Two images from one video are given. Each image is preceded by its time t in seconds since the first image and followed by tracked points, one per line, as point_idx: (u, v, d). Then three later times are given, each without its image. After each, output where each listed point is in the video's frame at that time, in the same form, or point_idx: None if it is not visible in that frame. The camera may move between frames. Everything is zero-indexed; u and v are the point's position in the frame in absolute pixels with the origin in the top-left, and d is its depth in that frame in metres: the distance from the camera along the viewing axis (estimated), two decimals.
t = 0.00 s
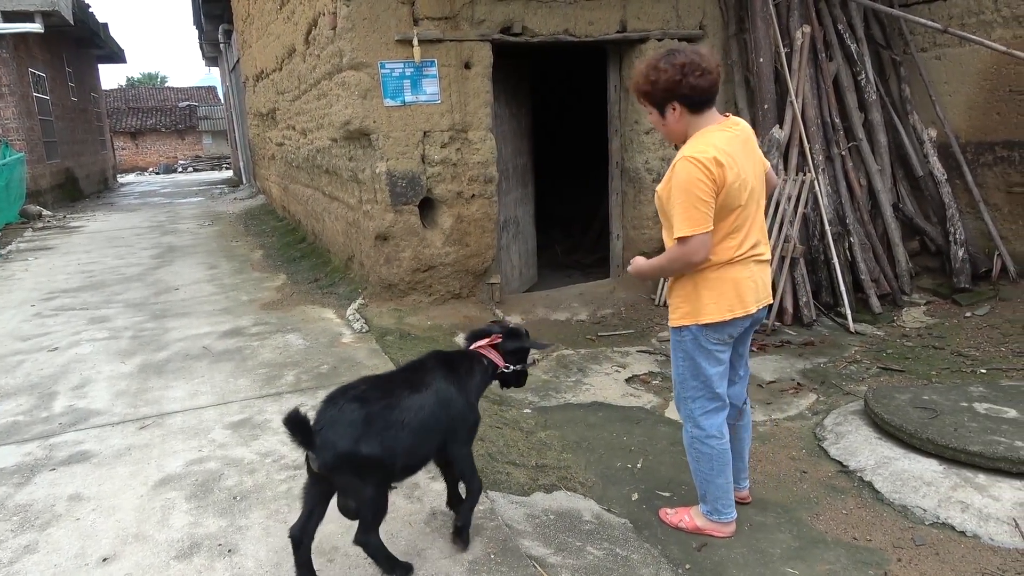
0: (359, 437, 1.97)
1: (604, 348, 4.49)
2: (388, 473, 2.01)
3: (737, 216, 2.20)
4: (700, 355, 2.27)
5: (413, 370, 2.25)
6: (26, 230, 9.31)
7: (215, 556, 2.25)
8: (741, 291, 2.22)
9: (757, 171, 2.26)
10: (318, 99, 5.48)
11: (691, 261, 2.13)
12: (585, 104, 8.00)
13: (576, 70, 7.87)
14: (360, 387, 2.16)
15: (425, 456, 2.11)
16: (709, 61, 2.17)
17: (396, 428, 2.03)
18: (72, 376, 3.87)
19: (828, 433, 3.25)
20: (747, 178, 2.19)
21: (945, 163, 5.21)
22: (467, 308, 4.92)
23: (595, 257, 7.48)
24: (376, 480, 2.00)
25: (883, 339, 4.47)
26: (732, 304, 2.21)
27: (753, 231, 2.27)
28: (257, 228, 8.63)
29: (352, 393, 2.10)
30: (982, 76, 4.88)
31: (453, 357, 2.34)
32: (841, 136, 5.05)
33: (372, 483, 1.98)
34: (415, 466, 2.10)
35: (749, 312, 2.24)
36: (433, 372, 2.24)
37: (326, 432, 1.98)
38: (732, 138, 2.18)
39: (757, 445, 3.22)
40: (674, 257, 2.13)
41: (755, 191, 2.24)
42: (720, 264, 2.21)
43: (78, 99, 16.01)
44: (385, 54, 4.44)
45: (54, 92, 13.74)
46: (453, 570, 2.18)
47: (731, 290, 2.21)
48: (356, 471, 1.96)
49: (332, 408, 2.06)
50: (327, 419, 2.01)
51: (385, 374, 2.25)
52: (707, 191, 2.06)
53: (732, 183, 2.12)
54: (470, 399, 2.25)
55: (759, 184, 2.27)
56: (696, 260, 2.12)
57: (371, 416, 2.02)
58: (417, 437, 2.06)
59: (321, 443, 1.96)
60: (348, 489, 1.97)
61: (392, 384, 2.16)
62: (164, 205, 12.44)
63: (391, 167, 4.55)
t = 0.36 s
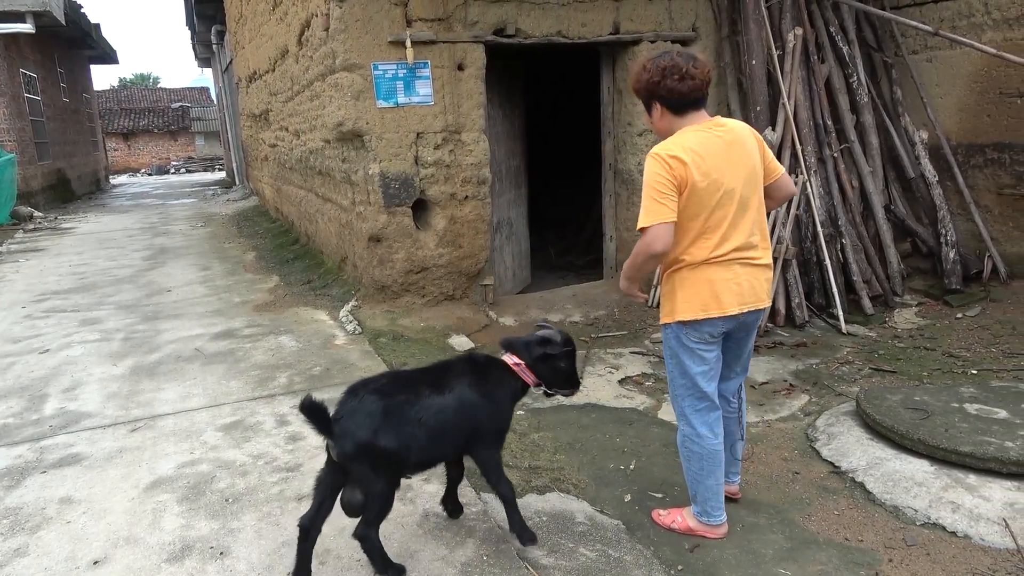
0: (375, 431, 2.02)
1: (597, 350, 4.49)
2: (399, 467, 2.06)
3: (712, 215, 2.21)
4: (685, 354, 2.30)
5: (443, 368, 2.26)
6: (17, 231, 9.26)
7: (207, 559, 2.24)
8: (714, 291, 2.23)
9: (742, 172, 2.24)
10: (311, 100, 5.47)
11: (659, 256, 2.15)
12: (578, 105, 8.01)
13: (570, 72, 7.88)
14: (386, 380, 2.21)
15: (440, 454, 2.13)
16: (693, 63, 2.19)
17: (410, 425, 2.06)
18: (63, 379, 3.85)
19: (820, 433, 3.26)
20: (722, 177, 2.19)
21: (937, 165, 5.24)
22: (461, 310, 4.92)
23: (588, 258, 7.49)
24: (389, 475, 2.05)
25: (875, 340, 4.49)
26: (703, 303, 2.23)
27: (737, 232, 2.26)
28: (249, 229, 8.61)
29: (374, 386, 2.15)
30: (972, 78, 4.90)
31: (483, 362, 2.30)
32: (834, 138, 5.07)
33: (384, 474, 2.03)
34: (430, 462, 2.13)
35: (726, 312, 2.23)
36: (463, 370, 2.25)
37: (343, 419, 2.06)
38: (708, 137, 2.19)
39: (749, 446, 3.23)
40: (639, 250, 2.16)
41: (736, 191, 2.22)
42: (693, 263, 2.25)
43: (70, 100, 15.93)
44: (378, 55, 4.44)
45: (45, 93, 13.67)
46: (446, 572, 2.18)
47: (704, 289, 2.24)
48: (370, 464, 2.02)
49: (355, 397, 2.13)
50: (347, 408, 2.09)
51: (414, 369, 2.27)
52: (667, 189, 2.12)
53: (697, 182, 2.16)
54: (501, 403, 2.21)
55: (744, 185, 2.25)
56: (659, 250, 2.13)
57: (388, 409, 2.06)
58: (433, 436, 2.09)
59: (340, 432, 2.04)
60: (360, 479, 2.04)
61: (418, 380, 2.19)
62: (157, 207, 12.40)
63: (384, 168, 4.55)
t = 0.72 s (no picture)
0: (422, 418, 2.07)
1: (591, 350, 4.50)
2: (443, 460, 2.10)
3: (700, 213, 2.24)
4: (674, 343, 2.31)
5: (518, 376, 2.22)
6: (9, 233, 9.22)
7: (199, 561, 2.23)
8: (699, 285, 2.25)
9: (735, 175, 2.25)
10: (304, 101, 5.46)
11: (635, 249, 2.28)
12: (573, 107, 8.03)
13: (564, 73, 7.90)
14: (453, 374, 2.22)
15: (493, 461, 2.13)
16: (706, 65, 2.21)
17: (464, 423, 2.08)
18: (55, 381, 3.83)
19: (813, 433, 3.27)
20: (712, 178, 2.22)
21: (929, 166, 5.26)
22: (454, 311, 4.92)
23: (582, 259, 7.50)
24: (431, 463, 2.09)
25: (868, 340, 4.51)
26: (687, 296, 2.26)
27: (727, 232, 2.27)
28: (243, 231, 8.59)
29: (439, 375, 2.18)
30: (963, 80, 4.93)
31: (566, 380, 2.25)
32: (826, 139, 5.09)
33: (426, 461, 2.08)
34: (482, 466, 2.13)
35: (712, 306, 2.25)
36: (534, 384, 2.20)
37: (397, 397, 2.14)
38: (703, 139, 2.22)
39: (742, 446, 3.23)
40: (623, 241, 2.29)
41: (727, 193, 2.24)
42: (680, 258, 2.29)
43: (62, 101, 15.88)
44: (371, 56, 4.43)
45: (37, 94, 13.61)
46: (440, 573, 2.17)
47: (690, 283, 2.27)
48: (411, 445, 2.08)
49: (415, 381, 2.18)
50: (404, 389, 2.15)
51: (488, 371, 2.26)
52: (651, 186, 2.22)
53: (684, 180, 2.21)
54: (565, 427, 2.16)
55: (737, 188, 2.26)
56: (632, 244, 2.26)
57: (443, 401, 2.11)
58: (483, 442, 2.09)
59: (393, 408, 2.12)
60: (402, 457, 2.10)
61: (486, 383, 2.18)
62: (150, 208, 12.36)
63: (378, 169, 4.55)
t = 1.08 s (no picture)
0: (538, 427, 2.09)
1: (585, 351, 4.50)
2: (557, 469, 2.11)
3: (687, 207, 2.39)
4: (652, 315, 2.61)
5: (642, 400, 2.20)
6: None
7: (192, 563, 2.22)
8: (681, 277, 2.44)
9: (726, 171, 2.35)
10: (298, 102, 5.45)
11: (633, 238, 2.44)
12: (567, 108, 8.04)
13: (558, 74, 7.91)
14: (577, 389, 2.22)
15: (609, 480, 2.10)
16: (709, 68, 2.32)
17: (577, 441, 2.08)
18: (46, 382, 3.81)
19: (806, 434, 3.28)
20: (701, 175, 2.34)
21: (921, 168, 5.28)
22: (448, 312, 4.91)
23: (576, 260, 7.50)
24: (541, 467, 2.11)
25: (860, 341, 4.52)
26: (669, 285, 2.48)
27: (715, 227, 2.40)
28: (236, 231, 8.57)
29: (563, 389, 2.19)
30: (956, 82, 4.95)
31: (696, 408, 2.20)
32: (820, 140, 5.11)
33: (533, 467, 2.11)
34: (598, 485, 2.13)
35: (693, 297, 2.43)
36: (659, 411, 2.16)
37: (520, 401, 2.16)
38: (697, 138, 2.34)
39: (735, 447, 3.24)
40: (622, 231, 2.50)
41: (716, 189, 2.35)
42: (667, 249, 2.49)
43: (54, 100, 15.81)
44: (365, 57, 4.42)
45: (29, 93, 13.54)
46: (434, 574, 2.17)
47: (676, 274, 2.45)
48: (525, 449, 2.11)
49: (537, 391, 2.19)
50: (527, 395, 2.17)
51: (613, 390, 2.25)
52: (645, 182, 2.38)
53: (673, 176, 2.35)
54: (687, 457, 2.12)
55: (728, 185, 2.36)
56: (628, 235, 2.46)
57: (561, 416, 2.11)
58: (597, 461, 2.07)
59: (514, 411, 2.14)
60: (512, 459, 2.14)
61: (610, 404, 2.17)
62: (143, 208, 12.32)
63: (372, 170, 4.54)
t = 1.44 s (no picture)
0: (687, 437, 2.07)
1: (578, 350, 4.50)
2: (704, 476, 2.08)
3: (661, 202, 2.63)
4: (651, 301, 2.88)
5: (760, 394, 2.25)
6: None
7: (182, 563, 2.21)
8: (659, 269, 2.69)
9: (695, 169, 2.58)
10: (289, 100, 5.43)
11: (625, 226, 2.62)
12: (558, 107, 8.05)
13: (550, 73, 7.91)
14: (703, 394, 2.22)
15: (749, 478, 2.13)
16: (678, 73, 2.59)
17: (725, 445, 2.07)
18: (36, 381, 3.79)
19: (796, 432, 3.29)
20: (671, 172, 2.58)
21: (912, 167, 5.30)
22: (440, 310, 4.91)
23: (569, 258, 7.51)
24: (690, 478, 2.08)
25: (850, 339, 4.54)
26: (648, 274, 2.73)
27: (687, 223, 2.64)
28: (227, 230, 8.54)
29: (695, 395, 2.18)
30: (945, 81, 4.98)
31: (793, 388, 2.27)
32: (810, 139, 5.13)
33: (687, 479, 2.07)
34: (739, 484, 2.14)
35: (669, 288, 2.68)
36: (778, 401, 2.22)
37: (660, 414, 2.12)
38: (669, 139, 2.59)
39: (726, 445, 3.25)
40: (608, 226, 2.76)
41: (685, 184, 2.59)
42: (648, 241, 2.74)
43: (44, 99, 15.71)
44: (356, 55, 4.41)
45: (18, 91, 13.45)
46: (425, 572, 2.16)
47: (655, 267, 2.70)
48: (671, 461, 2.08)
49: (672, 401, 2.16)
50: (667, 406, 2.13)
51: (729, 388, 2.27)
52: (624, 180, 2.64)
53: (646, 172, 2.60)
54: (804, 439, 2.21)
55: (697, 180, 2.59)
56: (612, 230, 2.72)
57: (703, 423, 2.09)
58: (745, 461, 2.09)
59: (657, 424, 2.11)
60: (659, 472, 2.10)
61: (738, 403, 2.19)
62: (133, 207, 12.26)
63: (363, 168, 4.53)
